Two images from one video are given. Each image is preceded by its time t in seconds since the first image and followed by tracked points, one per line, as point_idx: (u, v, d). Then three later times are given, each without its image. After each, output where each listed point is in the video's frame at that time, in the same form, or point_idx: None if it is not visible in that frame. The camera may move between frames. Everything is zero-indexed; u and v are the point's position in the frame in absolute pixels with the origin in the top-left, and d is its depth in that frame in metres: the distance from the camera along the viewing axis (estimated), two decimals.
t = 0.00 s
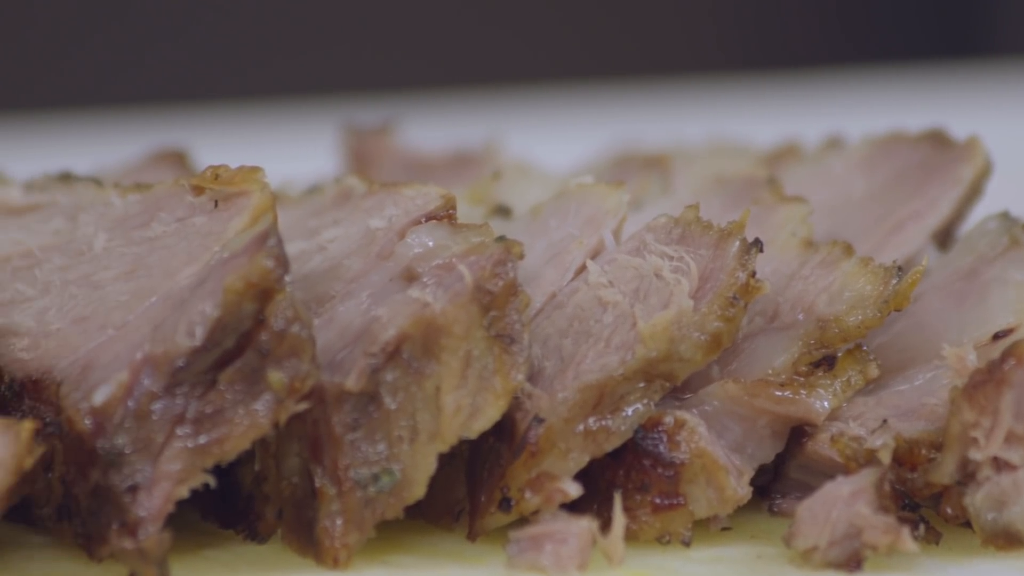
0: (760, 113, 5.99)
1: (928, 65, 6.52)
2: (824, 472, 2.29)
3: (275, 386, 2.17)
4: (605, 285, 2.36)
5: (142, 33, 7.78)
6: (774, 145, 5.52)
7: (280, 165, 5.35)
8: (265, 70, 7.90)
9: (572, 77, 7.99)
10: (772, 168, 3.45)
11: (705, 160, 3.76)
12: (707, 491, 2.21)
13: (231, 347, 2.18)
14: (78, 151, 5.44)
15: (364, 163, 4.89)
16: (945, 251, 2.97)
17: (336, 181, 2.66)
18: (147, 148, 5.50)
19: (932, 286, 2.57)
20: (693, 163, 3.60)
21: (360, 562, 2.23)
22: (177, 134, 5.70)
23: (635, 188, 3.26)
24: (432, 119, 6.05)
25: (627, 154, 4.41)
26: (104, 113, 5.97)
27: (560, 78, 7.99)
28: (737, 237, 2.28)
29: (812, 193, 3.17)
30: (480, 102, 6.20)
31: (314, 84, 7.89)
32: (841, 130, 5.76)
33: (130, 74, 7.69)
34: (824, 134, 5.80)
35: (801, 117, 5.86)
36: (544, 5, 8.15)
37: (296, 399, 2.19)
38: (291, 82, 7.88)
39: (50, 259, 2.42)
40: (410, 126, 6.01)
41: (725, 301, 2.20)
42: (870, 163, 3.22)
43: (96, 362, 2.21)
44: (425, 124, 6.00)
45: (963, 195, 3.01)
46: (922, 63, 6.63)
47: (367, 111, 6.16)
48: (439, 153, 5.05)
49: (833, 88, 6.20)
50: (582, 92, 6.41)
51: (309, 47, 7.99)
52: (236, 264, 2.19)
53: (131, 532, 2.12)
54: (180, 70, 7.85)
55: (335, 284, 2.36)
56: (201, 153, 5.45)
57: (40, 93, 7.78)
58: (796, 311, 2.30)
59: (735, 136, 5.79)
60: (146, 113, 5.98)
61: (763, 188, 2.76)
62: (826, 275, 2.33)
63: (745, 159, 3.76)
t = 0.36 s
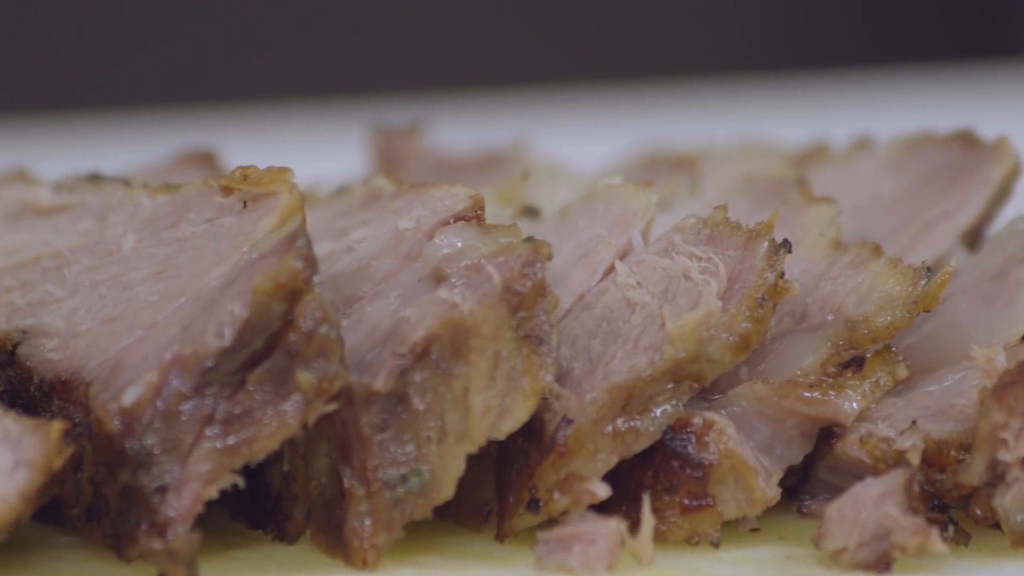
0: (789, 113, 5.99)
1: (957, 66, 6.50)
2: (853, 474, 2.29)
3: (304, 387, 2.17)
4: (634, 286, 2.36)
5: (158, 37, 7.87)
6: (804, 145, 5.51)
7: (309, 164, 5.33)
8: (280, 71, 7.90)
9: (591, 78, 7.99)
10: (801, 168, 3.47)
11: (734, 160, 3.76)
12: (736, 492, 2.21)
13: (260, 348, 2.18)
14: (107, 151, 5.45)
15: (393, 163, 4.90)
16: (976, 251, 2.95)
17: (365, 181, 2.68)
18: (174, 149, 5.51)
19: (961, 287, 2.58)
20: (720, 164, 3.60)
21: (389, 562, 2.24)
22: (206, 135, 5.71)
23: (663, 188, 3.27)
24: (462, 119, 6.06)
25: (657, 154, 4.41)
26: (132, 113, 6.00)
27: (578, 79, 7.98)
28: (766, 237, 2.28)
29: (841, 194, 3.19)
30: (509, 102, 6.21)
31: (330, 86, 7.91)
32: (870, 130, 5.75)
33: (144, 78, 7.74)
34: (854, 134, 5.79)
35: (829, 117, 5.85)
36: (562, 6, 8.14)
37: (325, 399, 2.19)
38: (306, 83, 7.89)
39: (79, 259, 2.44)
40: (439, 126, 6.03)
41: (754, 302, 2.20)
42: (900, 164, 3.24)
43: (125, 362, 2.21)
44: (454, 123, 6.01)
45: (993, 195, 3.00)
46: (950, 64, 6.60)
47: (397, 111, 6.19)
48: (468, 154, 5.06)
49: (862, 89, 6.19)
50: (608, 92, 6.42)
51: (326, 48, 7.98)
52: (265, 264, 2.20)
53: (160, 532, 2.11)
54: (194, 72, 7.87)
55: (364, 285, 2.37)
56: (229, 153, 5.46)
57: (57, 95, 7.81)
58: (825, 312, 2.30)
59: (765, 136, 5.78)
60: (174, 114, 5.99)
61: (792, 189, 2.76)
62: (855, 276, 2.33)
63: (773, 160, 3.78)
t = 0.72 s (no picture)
0: (823, 113, 5.97)
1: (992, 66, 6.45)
2: (889, 474, 2.28)
3: (340, 387, 2.17)
4: (670, 286, 2.36)
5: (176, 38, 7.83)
6: (841, 145, 5.49)
7: (345, 165, 5.35)
8: (298, 71, 7.85)
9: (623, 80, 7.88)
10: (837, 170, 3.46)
11: (770, 160, 3.76)
12: (773, 492, 2.21)
13: (297, 348, 2.18)
14: (145, 151, 5.47)
15: (428, 163, 4.89)
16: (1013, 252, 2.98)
17: (400, 181, 2.68)
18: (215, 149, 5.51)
19: (998, 289, 2.58)
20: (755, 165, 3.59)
21: (425, 562, 2.24)
22: (243, 134, 5.70)
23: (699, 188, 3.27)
24: (496, 120, 6.07)
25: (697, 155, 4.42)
26: (165, 113, 6.00)
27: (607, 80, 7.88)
28: (802, 238, 2.28)
29: (878, 196, 3.19)
30: (543, 104, 6.22)
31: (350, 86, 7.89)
32: (907, 130, 5.70)
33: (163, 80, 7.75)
34: (890, 134, 5.76)
35: (865, 118, 5.84)
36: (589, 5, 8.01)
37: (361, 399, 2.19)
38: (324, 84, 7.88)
39: (116, 260, 2.45)
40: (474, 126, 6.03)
41: (790, 302, 2.20)
42: (936, 165, 3.22)
43: (162, 362, 2.22)
44: (489, 124, 6.02)
45: None
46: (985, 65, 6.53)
47: (432, 111, 6.19)
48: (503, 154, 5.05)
49: (898, 89, 6.14)
50: (641, 90, 6.41)
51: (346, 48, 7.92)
52: (302, 264, 2.19)
53: (197, 533, 2.11)
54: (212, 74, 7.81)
55: (400, 285, 2.37)
56: (265, 153, 5.46)
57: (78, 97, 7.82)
58: (861, 312, 2.31)
59: (800, 136, 5.77)
60: (207, 113, 5.98)
61: (829, 190, 2.75)
62: (892, 276, 2.33)
63: (809, 161, 3.78)
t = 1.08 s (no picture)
0: (862, 114, 5.97)
1: None
2: (931, 475, 2.29)
3: (381, 387, 2.17)
4: (710, 286, 2.35)
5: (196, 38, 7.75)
6: (882, 145, 5.48)
7: (385, 164, 5.37)
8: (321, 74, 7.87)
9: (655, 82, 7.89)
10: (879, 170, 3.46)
11: (809, 160, 3.75)
12: (813, 493, 2.21)
13: (337, 347, 2.18)
14: (185, 151, 5.48)
15: (468, 164, 4.88)
16: None
17: (440, 182, 2.69)
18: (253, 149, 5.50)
19: None
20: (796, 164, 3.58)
21: (465, 562, 2.24)
22: (284, 135, 5.71)
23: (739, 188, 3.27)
24: (535, 121, 6.08)
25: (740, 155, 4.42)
26: (204, 114, 5.99)
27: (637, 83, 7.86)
28: (843, 238, 2.28)
29: (919, 196, 3.18)
30: (582, 106, 6.22)
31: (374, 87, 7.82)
32: (949, 130, 5.69)
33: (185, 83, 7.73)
34: (930, 134, 5.75)
35: (904, 118, 5.84)
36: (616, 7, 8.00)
37: (402, 399, 2.19)
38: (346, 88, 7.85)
39: (157, 259, 2.46)
40: (513, 127, 6.04)
41: (831, 303, 2.20)
42: (978, 165, 3.19)
43: (203, 362, 2.22)
44: (529, 125, 6.03)
45: None
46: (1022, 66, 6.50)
47: (470, 111, 6.19)
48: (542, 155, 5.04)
49: (937, 89, 6.12)
50: (675, 91, 6.42)
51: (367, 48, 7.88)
52: (342, 264, 2.19)
53: (238, 532, 2.13)
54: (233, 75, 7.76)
55: (440, 285, 2.38)
56: (307, 153, 5.47)
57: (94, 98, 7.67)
58: (902, 313, 2.31)
59: (840, 136, 5.77)
60: (243, 113, 5.99)
61: (871, 190, 2.74)
62: (933, 276, 2.33)
63: (849, 161, 3.77)
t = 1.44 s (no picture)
0: (904, 112, 5.99)
1: None
2: (975, 475, 2.29)
3: (424, 386, 2.16)
4: (754, 286, 2.35)
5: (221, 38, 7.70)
6: (927, 144, 5.52)
7: (427, 164, 5.36)
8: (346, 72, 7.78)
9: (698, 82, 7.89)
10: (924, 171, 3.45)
11: (856, 160, 3.71)
12: (857, 493, 2.20)
13: (381, 347, 2.18)
14: (226, 150, 5.46)
15: (513, 163, 4.87)
16: None
17: (484, 181, 2.70)
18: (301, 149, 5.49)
19: None
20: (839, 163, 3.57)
21: (509, 562, 2.24)
22: (326, 135, 5.70)
23: (783, 187, 3.27)
24: (578, 120, 6.08)
25: (787, 154, 4.42)
26: (237, 114, 5.94)
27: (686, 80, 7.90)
28: (887, 238, 2.27)
29: (962, 195, 3.18)
30: (625, 104, 6.15)
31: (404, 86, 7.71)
32: (994, 130, 5.72)
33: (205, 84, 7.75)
34: (974, 132, 5.78)
35: (946, 116, 5.87)
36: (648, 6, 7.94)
37: (445, 399, 2.18)
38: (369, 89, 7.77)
39: (201, 259, 2.47)
40: (555, 126, 6.04)
41: (875, 303, 2.21)
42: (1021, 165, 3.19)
43: (247, 361, 2.22)
44: (572, 124, 6.03)
45: None
46: None
47: (513, 111, 6.18)
48: (587, 155, 5.03)
49: (980, 86, 6.15)
50: (719, 92, 6.31)
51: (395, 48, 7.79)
52: (386, 264, 2.20)
53: (282, 532, 2.13)
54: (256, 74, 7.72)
55: (484, 285, 2.38)
56: (350, 154, 5.46)
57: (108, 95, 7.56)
58: (946, 313, 2.33)
59: (884, 134, 5.81)
60: (275, 115, 5.93)
61: (915, 189, 2.75)
62: (978, 276, 2.36)
63: (893, 160, 3.76)
